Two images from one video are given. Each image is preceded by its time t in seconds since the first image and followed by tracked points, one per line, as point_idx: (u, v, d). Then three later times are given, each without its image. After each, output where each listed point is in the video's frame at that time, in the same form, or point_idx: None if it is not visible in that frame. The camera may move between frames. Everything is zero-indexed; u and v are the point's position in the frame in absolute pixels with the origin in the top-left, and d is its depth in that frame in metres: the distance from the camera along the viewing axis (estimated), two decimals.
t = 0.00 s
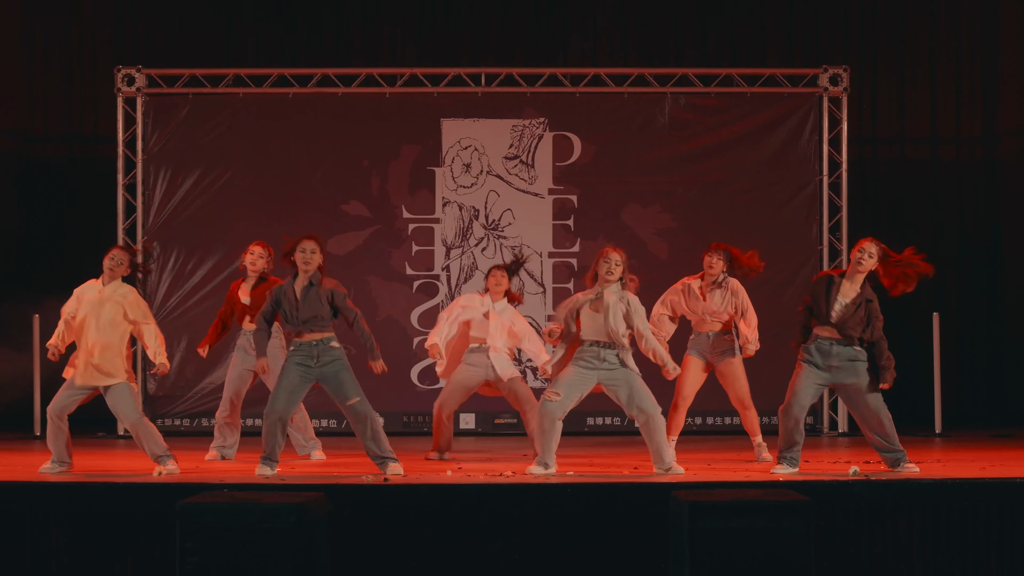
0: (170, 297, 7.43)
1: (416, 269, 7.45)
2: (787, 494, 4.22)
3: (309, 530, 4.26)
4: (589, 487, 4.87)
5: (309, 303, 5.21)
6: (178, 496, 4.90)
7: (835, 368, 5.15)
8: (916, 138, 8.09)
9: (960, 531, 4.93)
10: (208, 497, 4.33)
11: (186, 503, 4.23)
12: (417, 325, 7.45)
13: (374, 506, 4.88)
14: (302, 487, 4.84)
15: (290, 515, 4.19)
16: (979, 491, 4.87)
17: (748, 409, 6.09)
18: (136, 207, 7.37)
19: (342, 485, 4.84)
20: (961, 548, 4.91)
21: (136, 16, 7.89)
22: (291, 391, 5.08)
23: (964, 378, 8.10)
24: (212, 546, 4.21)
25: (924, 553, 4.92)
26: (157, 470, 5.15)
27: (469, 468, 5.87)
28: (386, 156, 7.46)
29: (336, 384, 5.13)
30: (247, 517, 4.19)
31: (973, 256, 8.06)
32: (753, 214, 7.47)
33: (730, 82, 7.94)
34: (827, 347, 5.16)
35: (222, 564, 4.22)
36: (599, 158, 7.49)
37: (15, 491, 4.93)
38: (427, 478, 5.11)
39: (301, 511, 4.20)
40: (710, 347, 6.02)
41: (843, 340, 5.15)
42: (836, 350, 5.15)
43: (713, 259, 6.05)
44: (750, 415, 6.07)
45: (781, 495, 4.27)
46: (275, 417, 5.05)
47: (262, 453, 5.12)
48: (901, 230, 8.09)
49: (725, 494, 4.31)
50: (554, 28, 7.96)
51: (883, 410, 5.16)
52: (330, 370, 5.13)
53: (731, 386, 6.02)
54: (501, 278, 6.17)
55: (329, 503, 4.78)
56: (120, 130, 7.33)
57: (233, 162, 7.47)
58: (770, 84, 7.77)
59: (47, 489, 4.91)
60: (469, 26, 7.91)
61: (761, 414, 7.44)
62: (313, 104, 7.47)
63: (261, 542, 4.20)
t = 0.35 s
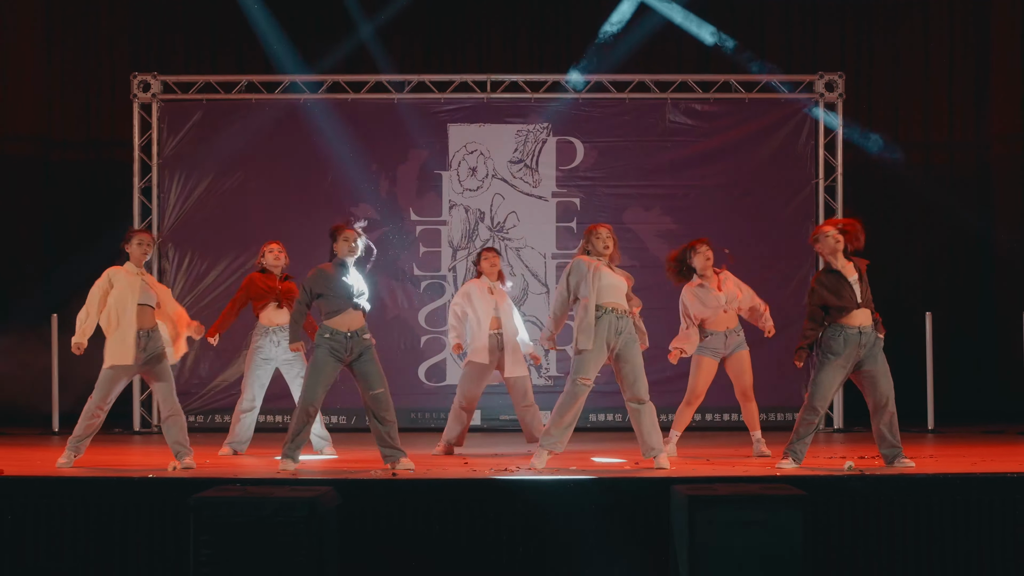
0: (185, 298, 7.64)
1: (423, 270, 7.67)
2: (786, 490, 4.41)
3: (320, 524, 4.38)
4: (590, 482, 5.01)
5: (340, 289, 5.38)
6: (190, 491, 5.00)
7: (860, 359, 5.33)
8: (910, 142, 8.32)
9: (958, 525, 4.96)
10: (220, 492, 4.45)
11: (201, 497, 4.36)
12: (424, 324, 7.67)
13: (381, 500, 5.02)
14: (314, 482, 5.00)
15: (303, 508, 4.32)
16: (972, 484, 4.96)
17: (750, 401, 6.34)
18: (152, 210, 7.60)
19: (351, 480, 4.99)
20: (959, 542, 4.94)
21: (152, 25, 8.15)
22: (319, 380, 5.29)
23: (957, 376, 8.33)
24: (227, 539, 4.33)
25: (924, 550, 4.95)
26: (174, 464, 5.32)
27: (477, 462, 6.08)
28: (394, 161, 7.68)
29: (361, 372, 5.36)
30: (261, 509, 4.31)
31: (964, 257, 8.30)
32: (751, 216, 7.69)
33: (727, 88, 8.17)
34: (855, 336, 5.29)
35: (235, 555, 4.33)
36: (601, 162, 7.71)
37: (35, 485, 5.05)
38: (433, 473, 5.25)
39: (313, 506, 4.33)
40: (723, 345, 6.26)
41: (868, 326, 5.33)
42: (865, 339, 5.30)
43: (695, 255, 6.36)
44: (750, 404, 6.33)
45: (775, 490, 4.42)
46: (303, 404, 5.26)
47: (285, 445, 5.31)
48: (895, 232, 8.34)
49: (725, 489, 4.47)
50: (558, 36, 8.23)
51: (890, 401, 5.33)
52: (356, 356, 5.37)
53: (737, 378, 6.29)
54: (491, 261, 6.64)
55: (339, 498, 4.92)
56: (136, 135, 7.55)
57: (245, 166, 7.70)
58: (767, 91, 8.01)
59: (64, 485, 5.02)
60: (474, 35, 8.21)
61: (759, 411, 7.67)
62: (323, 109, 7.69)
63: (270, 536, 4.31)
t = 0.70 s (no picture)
0: (201, 298, 7.87)
1: (432, 270, 7.90)
2: (784, 485, 4.63)
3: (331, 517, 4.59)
4: (595, 476, 5.22)
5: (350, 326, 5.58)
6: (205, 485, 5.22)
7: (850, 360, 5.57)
8: (904, 146, 8.56)
9: (954, 519, 5.16)
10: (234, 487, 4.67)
11: (217, 492, 4.58)
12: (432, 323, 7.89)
13: (398, 496, 5.20)
14: (328, 476, 5.20)
15: (313, 502, 4.53)
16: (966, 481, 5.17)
17: (747, 398, 6.55)
18: (169, 212, 7.83)
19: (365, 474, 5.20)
20: (953, 535, 5.15)
21: (172, 32, 8.53)
22: (342, 381, 5.58)
23: (951, 373, 8.54)
24: (243, 532, 4.54)
25: (922, 539, 5.14)
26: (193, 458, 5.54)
27: (485, 457, 6.29)
28: (404, 164, 7.90)
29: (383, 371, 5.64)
30: (275, 503, 4.54)
31: (957, 258, 8.51)
32: (751, 218, 7.91)
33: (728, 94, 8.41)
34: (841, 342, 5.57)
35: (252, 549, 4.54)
36: (605, 165, 7.93)
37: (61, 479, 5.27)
38: (446, 468, 5.44)
39: (325, 499, 4.54)
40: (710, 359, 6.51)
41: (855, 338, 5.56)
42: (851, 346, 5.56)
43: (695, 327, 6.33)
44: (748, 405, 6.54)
45: (770, 484, 4.63)
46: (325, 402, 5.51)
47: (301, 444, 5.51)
48: (890, 233, 8.56)
49: (725, 484, 4.68)
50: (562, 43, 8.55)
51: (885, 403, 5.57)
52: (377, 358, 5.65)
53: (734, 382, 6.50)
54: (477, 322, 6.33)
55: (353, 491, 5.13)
56: (153, 139, 7.77)
57: (259, 170, 7.92)
58: (765, 96, 8.25)
59: (91, 477, 5.24)
60: (481, 41, 8.55)
61: (758, 407, 7.88)
62: (335, 114, 7.92)
63: (286, 528, 4.53)
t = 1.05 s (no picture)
0: (217, 298, 8.10)
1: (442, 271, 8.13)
2: (784, 480, 4.84)
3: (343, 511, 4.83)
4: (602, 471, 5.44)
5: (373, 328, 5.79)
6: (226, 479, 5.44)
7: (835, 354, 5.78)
8: (901, 150, 8.79)
9: (949, 513, 5.39)
10: (249, 482, 4.90)
11: (232, 488, 4.81)
12: (442, 322, 8.12)
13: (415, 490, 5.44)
14: (342, 471, 5.42)
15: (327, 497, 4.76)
16: (959, 475, 5.41)
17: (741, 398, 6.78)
18: (187, 215, 8.06)
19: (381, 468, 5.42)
20: (948, 529, 5.36)
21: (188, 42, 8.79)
22: (354, 377, 5.80)
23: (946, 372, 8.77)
24: (258, 526, 4.78)
25: (920, 533, 5.35)
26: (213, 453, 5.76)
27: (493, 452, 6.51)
28: (415, 168, 8.13)
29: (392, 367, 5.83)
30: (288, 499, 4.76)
31: (954, 259, 8.73)
32: (752, 220, 8.13)
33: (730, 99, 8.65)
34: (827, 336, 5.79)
35: (266, 543, 4.77)
36: (610, 169, 8.15)
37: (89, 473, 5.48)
38: (458, 462, 5.67)
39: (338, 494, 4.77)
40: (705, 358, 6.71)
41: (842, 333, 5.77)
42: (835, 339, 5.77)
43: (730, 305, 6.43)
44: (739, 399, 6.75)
45: (769, 478, 4.85)
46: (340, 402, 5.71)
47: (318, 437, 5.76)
48: (888, 235, 8.78)
49: (727, 479, 4.90)
50: (568, 51, 8.80)
51: (874, 398, 5.79)
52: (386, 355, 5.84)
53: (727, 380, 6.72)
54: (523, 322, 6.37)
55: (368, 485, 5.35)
56: (171, 144, 8.00)
57: (274, 173, 8.15)
58: (766, 101, 8.49)
59: (116, 471, 5.45)
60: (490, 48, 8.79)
61: (758, 404, 8.10)
62: (348, 119, 8.15)
63: (305, 522, 4.75)
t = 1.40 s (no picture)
0: (218, 297, 8.18)
1: (440, 271, 8.21)
2: (778, 478, 4.93)
3: (344, 507, 4.90)
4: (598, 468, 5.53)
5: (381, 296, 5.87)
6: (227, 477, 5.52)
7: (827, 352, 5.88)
8: (895, 152, 8.86)
9: (941, 509, 5.46)
10: (252, 480, 4.98)
11: (235, 485, 4.89)
12: (441, 321, 8.20)
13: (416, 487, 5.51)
14: (342, 468, 5.50)
15: (328, 494, 4.84)
16: (951, 473, 5.49)
17: (734, 399, 6.87)
18: (187, 216, 8.14)
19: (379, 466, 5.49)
20: (940, 523, 5.43)
21: (190, 44, 8.87)
22: (357, 376, 5.85)
23: (938, 371, 8.86)
24: (257, 523, 4.85)
25: (910, 529, 5.43)
26: (214, 451, 5.84)
27: (491, 450, 6.60)
28: (414, 169, 8.21)
29: (392, 367, 5.86)
30: (289, 496, 4.84)
31: (947, 259, 8.82)
32: (747, 221, 8.22)
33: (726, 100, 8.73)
34: (820, 333, 5.92)
35: (266, 540, 4.85)
36: (607, 170, 8.24)
37: (93, 469, 5.57)
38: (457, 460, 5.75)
39: (338, 492, 4.85)
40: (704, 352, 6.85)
41: (839, 333, 5.89)
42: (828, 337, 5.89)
43: (743, 284, 6.57)
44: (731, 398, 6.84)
45: (762, 476, 4.94)
46: (342, 403, 5.72)
47: (319, 436, 5.82)
48: (882, 236, 8.87)
49: (721, 476, 4.98)
50: (566, 53, 8.88)
51: (865, 395, 5.87)
52: (387, 354, 5.88)
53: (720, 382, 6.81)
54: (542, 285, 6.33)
55: (366, 483, 5.43)
56: (173, 145, 8.08)
57: (274, 174, 8.23)
58: (762, 103, 8.57)
59: (120, 469, 5.53)
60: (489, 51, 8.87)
61: (754, 403, 8.18)
62: (347, 121, 8.23)
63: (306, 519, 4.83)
